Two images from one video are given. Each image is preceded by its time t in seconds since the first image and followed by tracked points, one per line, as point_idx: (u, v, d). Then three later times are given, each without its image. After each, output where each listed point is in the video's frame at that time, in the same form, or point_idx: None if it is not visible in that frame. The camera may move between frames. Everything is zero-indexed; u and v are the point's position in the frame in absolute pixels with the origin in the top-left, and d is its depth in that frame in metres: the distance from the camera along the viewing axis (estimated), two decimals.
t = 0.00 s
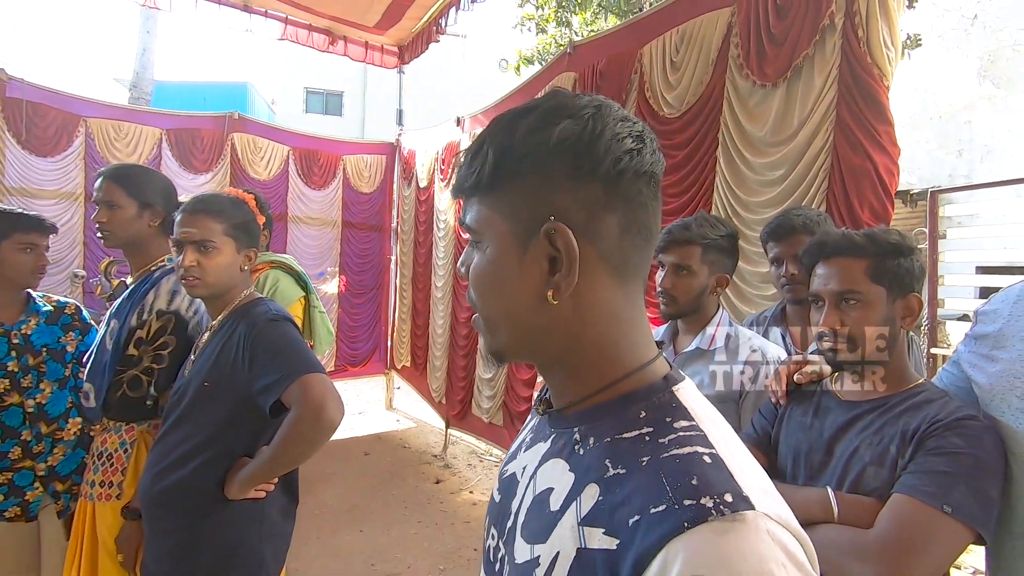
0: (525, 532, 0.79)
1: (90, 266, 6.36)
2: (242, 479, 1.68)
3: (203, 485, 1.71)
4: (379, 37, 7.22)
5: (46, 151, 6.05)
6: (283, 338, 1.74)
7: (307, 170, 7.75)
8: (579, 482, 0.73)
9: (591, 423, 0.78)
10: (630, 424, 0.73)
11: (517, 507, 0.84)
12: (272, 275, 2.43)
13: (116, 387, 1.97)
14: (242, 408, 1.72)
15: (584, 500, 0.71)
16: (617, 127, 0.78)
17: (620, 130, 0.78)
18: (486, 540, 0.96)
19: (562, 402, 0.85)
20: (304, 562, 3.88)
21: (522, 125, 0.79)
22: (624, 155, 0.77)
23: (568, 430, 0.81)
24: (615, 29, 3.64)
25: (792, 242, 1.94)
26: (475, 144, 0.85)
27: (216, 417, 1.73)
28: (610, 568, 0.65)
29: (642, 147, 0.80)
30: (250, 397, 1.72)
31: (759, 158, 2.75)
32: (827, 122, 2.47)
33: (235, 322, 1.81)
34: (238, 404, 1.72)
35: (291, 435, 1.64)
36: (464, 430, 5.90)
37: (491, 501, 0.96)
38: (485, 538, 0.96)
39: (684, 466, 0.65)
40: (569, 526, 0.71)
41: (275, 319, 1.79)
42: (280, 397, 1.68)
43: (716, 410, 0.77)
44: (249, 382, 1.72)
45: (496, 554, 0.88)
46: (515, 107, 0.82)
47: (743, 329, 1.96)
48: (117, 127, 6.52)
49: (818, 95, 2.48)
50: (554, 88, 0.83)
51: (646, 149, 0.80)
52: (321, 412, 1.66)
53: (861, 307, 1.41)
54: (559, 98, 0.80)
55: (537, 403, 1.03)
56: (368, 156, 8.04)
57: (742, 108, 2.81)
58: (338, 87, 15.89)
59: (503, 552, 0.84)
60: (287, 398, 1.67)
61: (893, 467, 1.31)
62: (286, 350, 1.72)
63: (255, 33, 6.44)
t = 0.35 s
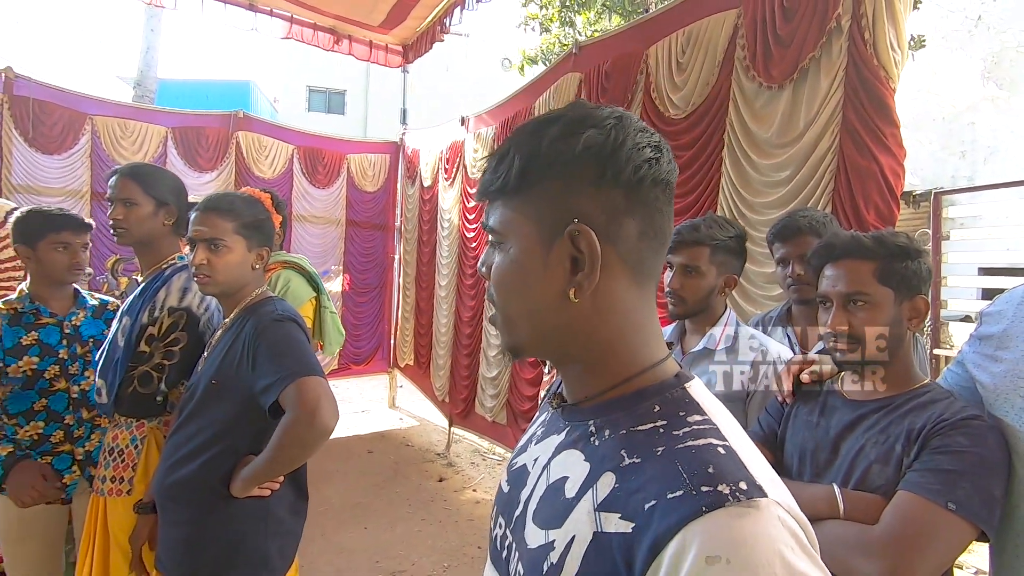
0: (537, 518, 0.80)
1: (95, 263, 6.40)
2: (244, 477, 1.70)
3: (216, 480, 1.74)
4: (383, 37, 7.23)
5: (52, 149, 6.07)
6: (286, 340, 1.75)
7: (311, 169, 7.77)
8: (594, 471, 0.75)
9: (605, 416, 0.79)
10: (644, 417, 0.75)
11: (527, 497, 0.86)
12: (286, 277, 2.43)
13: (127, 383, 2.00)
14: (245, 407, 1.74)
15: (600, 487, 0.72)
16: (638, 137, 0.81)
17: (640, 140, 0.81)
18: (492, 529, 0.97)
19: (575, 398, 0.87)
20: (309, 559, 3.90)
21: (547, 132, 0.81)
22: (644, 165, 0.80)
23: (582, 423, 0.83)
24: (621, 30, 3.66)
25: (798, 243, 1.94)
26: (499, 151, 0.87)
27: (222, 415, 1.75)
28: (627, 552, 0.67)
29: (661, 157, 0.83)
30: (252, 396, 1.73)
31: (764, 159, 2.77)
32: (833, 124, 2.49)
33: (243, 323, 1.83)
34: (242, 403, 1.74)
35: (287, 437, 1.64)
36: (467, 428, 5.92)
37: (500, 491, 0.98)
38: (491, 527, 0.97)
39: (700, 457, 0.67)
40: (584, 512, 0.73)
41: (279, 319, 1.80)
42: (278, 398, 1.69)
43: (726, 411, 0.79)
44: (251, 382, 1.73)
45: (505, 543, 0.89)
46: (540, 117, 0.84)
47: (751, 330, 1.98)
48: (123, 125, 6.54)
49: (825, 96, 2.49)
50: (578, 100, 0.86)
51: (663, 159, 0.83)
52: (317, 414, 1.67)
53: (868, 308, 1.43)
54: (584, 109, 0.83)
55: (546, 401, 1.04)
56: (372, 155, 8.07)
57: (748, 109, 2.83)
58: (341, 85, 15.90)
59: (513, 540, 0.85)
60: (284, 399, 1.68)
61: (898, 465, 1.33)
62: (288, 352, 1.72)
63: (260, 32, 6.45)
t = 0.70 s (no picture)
0: (570, 515, 0.79)
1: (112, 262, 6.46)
2: (253, 475, 1.66)
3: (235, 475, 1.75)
4: (395, 36, 7.25)
5: (70, 149, 6.14)
6: (297, 339, 1.71)
7: (323, 168, 7.80)
8: (627, 464, 0.74)
9: (635, 409, 0.78)
10: (675, 408, 0.75)
11: (557, 494, 0.84)
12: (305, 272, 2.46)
13: (152, 379, 2.02)
14: (257, 405, 1.72)
15: (634, 481, 0.72)
16: (668, 131, 0.81)
17: (671, 135, 0.80)
18: (518, 526, 0.96)
19: (598, 393, 0.86)
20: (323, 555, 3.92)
21: (579, 123, 0.80)
22: (673, 159, 0.79)
23: (610, 417, 0.82)
24: (636, 27, 3.64)
25: (821, 240, 1.91)
26: (525, 140, 0.86)
27: (235, 411, 1.73)
28: (667, 545, 0.65)
29: (690, 153, 0.82)
30: (265, 394, 1.71)
31: (782, 155, 2.74)
32: (854, 119, 2.46)
33: (261, 318, 1.82)
34: (254, 400, 1.72)
35: (289, 439, 1.60)
36: (479, 426, 5.92)
37: (524, 489, 0.97)
38: (518, 525, 0.96)
39: (738, 445, 0.67)
40: (620, 506, 0.72)
41: (292, 316, 1.77)
42: (283, 398, 1.65)
43: (754, 398, 0.78)
44: (263, 379, 1.71)
45: (534, 541, 0.88)
46: (570, 108, 0.83)
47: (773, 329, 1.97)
48: (139, 125, 6.59)
49: (845, 92, 2.46)
50: (607, 93, 0.85)
51: (693, 154, 0.82)
52: (320, 415, 1.62)
53: (895, 304, 1.40)
54: (614, 102, 0.82)
55: (568, 397, 1.03)
56: (383, 154, 8.10)
57: (767, 105, 2.80)
58: (351, 84, 15.96)
59: (546, 538, 0.83)
60: (289, 399, 1.64)
61: (926, 464, 1.31)
62: (297, 351, 1.68)
63: (273, 32, 6.49)
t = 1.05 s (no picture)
0: (631, 515, 0.78)
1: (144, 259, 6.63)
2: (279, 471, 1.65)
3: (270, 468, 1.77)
4: (418, 33, 7.27)
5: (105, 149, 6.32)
6: (320, 335, 1.69)
7: (348, 166, 7.88)
8: (692, 463, 0.73)
9: (698, 407, 0.77)
10: (742, 405, 0.74)
11: (613, 494, 0.83)
12: (339, 265, 2.48)
13: (192, 373, 2.06)
14: (281, 401, 1.71)
15: (702, 481, 0.70)
16: (710, 113, 0.78)
17: (712, 117, 0.78)
18: (568, 527, 0.95)
19: (658, 391, 0.85)
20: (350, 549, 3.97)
21: (615, 118, 0.77)
22: (719, 142, 0.77)
23: (670, 415, 0.80)
24: (664, 19, 3.58)
25: (863, 236, 1.84)
26: (558, 144, 0.83)
27: (261, 405, 1.73)
28: (745, 547, 0.64)
29: (734, 131, 0.80)
30: (289, 391, 1.70)
31: (817, 148, 2.67)
32: (895, 110, 2.38)
33: (291, 313, 1.81)
34: (280, 396, 1.71)
35: (304, 439, 1.59)
36: (502, 423, 5.93)
37: (574, 488, 0.96)
38: (568, 525, 0.95)
39: (817, 444, 0.66)
40: (688, 507, 0.71)
41: (315, 314, 1.74)
42: (300, 396, 1.64)
43: (821, 393, 0.77)
44: (288, 375, 1.70)
45: (589, 543, 0.87)
46: (599, 103, 0.81)
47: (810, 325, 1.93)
48: (169, 125, 6.74)
49: (886, 82, 2.39)
50: (636, 82, 0.83)
51: (736, 133, 0.81)
52: (334, 413, 1.60)
53: (946, 301, 1.36)
54: (646, 89, 0.80)
55: (618, 394, 1.01)
56: (407, 152, 8.15)
57: (800, 97, 2.73)
58: (373, 83, 16.08)
59: (602, 541, 0.82)
60: (305, 398, 1.63)
61: (980, 467, 1.25)
62: (319, 347, 1.67)
63: (299, 31, 6.56)
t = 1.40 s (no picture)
0: (694, 523, 0.80)
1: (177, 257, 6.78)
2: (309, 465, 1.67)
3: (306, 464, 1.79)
4: (443, 33, 7.30)
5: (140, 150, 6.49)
6: (347, 333, 1.70)
7: (373, 165, 7.96)
8: (761, 470, 0.74)
9: (763, 410, 0.79)
10: (809, 408, 0.75)
11: (671, 502, 0.85)
12: (382, 267, 2.51)
13: (226, 370, 2.10)
14: (311, 397, 1.74)
15: (776, 487, 0.71)
16: (769, 109, 0.78)
17: (773, 114, 0.78)
18: (622, 533, 0.98)
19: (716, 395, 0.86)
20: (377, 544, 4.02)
21: (671, 115, 0.77)
22: (780, 139, 0.77)
23: (734, 418, 0.81)
24: (694, 14, 3.54)
25: (907, 233, 1.75)
26: (608, 141, 0.82)
27: (293, 401, 1.77)
28: (834, 552, 0.64)
29: (794, 128, 0.80)
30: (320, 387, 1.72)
31: (854, 144, 2.61)
32: (938, 104, 2.31)
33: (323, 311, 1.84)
34: (310, 391, 1.74)
35: (327, 434, 1.60)
36: (526, 422, 5.93)
37: (624, 496, 0.98)
38: (621, 531, 0.98)
39: (902, 446, 0.66)
40: (763, 514, 0.71)
41: (344, 311, 1.76)
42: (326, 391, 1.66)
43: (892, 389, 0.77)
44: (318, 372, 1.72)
45: (645, 550, 0.89)
46: (652, 99, 0.80)
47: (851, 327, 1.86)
48: (200, 127, 6.88)
49: (928, 75, 2.32)
50: (689, 77, 0.82)
51: (796, 129, 0.80)
52: (355, 409, 1.60)
53: (998, 301, 1.31)
54: (702, 85, 0.79)
55: (667, 399, 1.02)
56: (431, 151, 8.20)
57: (836, 91, 2.67)
58: (396, 82, 16.20)
59: (661, 549, 0.84)
60: (330, 393, 1.64)
61: None
62: (345, 344, 1.68)
63: (325, 32, 6.64)
